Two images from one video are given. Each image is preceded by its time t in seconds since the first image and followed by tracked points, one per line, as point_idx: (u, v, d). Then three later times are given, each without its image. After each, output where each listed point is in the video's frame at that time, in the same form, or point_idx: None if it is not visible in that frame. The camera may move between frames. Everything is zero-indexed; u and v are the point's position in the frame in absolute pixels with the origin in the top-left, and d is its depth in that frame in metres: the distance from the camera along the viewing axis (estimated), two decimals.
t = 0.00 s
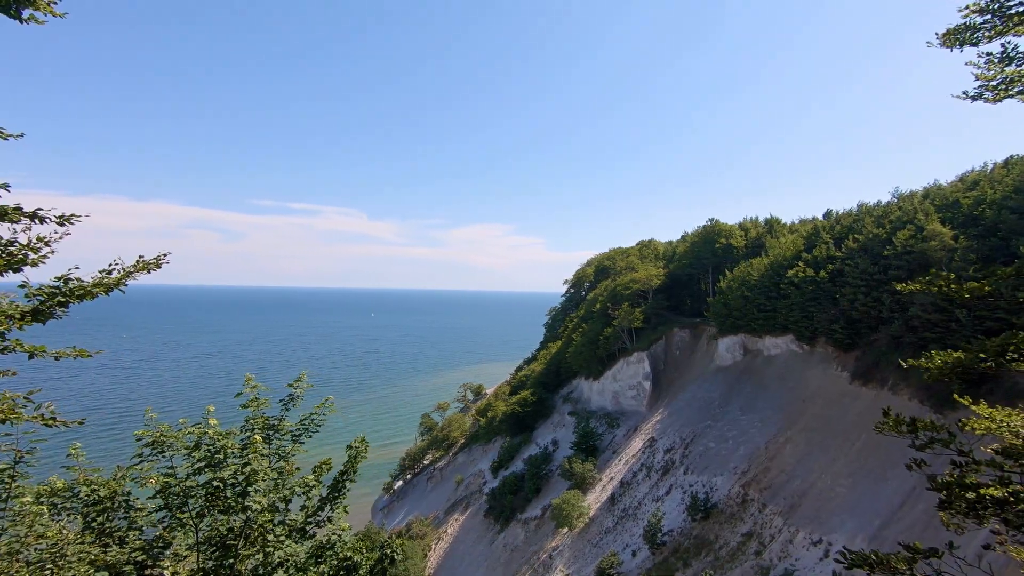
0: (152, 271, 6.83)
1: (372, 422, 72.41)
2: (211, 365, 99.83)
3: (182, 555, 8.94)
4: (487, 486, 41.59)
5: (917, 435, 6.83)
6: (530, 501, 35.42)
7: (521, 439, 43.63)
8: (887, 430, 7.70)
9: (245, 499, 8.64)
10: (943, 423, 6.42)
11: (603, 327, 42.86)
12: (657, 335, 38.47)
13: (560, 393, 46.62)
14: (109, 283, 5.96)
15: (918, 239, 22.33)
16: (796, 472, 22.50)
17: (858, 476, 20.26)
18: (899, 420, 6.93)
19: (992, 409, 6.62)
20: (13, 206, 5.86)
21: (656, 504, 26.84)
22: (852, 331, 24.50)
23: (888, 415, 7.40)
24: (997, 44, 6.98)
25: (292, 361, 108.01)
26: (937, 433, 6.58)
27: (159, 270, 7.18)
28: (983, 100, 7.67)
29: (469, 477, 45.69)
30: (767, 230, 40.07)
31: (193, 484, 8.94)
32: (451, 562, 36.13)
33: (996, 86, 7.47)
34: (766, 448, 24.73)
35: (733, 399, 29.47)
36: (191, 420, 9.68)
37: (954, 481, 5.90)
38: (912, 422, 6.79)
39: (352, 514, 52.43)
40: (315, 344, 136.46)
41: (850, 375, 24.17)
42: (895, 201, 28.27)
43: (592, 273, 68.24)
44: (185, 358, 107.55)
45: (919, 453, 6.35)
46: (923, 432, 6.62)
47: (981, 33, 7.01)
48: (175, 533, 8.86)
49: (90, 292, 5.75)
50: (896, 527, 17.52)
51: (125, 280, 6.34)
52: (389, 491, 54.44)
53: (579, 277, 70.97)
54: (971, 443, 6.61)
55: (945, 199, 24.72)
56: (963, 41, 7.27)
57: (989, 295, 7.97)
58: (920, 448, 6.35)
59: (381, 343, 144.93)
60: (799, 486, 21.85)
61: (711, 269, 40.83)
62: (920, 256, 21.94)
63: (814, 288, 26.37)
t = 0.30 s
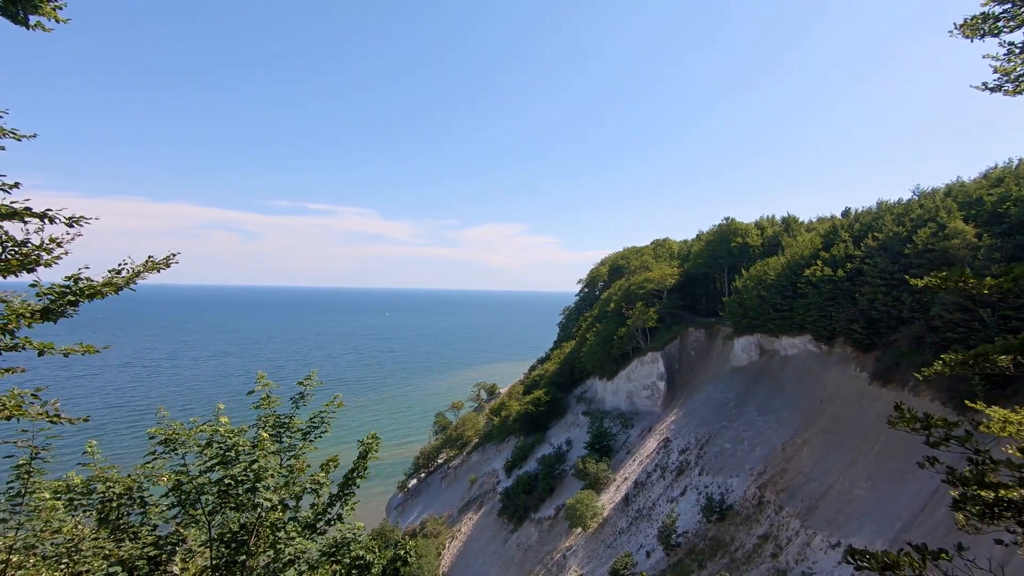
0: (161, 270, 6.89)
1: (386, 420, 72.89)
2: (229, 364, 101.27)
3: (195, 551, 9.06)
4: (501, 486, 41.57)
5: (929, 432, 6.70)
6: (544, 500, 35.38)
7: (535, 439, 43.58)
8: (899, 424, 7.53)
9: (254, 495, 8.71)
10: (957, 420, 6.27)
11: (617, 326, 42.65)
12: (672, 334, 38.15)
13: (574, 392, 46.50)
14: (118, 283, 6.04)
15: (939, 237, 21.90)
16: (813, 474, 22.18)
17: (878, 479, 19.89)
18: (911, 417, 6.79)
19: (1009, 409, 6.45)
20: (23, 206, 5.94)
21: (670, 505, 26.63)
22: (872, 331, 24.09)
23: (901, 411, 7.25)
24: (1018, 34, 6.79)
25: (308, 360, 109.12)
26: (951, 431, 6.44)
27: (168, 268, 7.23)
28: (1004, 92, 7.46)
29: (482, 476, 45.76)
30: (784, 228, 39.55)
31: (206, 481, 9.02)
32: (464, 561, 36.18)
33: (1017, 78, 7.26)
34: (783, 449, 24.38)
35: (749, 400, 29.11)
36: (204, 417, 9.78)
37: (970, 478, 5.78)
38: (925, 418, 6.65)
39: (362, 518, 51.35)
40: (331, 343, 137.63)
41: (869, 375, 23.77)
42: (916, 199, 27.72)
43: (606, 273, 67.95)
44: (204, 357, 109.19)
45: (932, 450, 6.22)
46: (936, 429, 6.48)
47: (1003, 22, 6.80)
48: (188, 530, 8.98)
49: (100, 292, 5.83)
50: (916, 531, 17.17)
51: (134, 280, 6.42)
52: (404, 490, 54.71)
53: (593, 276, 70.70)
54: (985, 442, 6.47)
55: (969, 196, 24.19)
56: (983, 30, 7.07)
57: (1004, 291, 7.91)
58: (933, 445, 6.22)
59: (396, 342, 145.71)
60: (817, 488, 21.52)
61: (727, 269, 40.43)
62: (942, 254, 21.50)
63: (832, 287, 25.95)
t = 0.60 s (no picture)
0: (172, 270, 6.94)
1: (402, 419, 73.25)
2: (247, 364, 102.63)
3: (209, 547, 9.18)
4: (516, 485, 41.54)
5: (947, 444, 6.58)
6: (558, 501, 35.27)
7: (549, 439, 43.48)
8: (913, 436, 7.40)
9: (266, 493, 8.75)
10: (976, 431, 6.16)
11: (632, 326, 42.38)
12: (688, 335, 37.77)
13: (589, 392, 46.31)
14: (129, 281, 6.11)
15: (963, 236, 21.43)
16: (833, 477, 21.81)
17: (900, 483, 19.48)
18: (928, 429, 6.65)
19: None
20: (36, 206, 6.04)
21: (686, 506, 26.37)
22: (893, 331, 23.63)
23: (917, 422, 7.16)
24: None
25: (325, 359, 110.18)
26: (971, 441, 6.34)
27: (179, 268, 7.31)
28: None
29: (497, 476, 45.77)
30: (802, 227, 38.93)
31: (220, 478, 9.09)
32: (479, 560, 36.22)
33: None
34: (802, 452, 24.01)
35: (767, 401, 28.71)
36: (219, 415, 9.86)
37: (990, 486, 5.69)
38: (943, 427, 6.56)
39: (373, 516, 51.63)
40: (347, 342, 138.71)
41: (890, 377, 23.29)
42: (940, 196, 27.10)
43: (621, 272, 67.55)
44: (224, 356, 110.99)
45: (951, 459, 6.14)
46: (954, 441, 6.36)
47: None
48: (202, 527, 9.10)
49: (111, 290, 5.90)
50: (938, 536, 16.77)
51: (145, 278, 6.48)
52: (419, 489, 54.95)
53: (608, 276, 70.32)
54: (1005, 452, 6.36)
55: (994, 193, 23.60)
56: (1003, 18, 6.85)
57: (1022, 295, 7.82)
58: (952, 454, 6.14)
59: (411, 342, 146.37)
60: (836, 491, 21.15)
61: (744, 268, 39.95)
62: (966, 252, 21.02)
63: (852, 287, 25.49)
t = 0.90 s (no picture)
0: (178, 269, 7.03)
1: (413, 419, 73.49)
2: (261, 363, 103.63)
3: (221, 544, 9.29)
4: (527, 485, 41.51)
5: (963, 446, 6.45)
6: (569, 501, 35.18)
7: (561, 439, 43.41)
8: (926, 436, 7.26)
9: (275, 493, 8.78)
10: (997, 435, 6.02)
11: (644, 327, 42.17)
12: (700, 335, 37.49)
13: (600, 393, 46.16)
14: (136, 280, 6.20)
15: (983, 235, 21.05)
16: (848, 479, 21.52)
17: (917, 486, 19.15)
18: (944, 430, 6.50)
19: None
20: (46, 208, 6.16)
21: (698, 508, 26.17)
22: (910, 332, 23.29)
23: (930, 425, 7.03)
24: None
25: (338, 359, 110.94)
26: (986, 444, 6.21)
27: (186, 267, 7.40)
28: None
29: (508, 476, 45.78)
30: (817, 227, 38.47)
31: (231, 477, 9.15)
32: (490, 560, 36.24)
33: None
34: (816, 453, 23.72)
35: (781, 402, 28.40)
36: (230, 414, 9.94)
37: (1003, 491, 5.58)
38: (957, 430, 6.43)
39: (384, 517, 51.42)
40: (360, 342, 139.53)
41: (907, 378, 22.94)
42: (958, 195, 26.65)
43: (633, 273, 67.23)
44: (238, 355, 112.27)
45: (964, 463, 6.01)
46: (971, 443, 6.23)
47: None
48: (213, 524, 9.19)
49: (118, 290, 6.00)
50: (957, 540, 16.47)
51: (152, 278, 6.56)
52: (430, 488, 55.10)
53: (620, 276, 70.03)
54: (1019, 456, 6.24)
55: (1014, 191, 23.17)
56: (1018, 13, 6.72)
57: None
58: (965, 458, 6.01)
59: (423, 342, 146.80)
60: (851, 494, 20.87)
61: (757, 268, 39.57)
62: (986, 252, 20.65)
63: (868, 287, 25.14)
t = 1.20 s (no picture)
0: (187, 268, 7.13)
1: (424, 418, 73.66)
2: (274, 362, 104.48)
3: (231, 540, 9.40)
4: (537, 485, 41.51)
5: (969, 446, 6.38)
6: (580, 501, 35.13)
7: (571, 439, 43.34)
8: (934, 436, 7.19)
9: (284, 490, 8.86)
10: (1004, 436, 5.96)
11: (655, 327, 41.95)
12: (712, 335, 37.22)
13: (611, 393, 46.02)
14: (145, 279, 6.31)
15: (1001, 234, 20.68)
16: (862, 482, 21.28)
17: (933, 489, 18.89)
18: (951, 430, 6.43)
19: None
20: (59, 209, 6.31)
21: (710, 509, 26.02)
22: (926, 333, 22.98)
23: (939, 425, 6.92)
24: None
25: (349, 358, 111.54)
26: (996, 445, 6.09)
27: (194, 266, 7.49)
28: None
29: (518, 476, 45.81)
30: (831, 226, 37.99)
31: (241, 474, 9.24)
32: (500, 559, 36.28)
33: None
34: (830, 455, 23.46)
35: (794, 404, 28.13)
36: (240, 411, 10.03)
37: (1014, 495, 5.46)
38: (967, 432, 6.31)
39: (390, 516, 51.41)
40: (371, 342, 140.10)
41: (923, 380, 22.64)
42: (976, 194, 26.19)
43: (644, 272, 66.88)
44: (252, 354, 113.28)
45: (972, 465, 5.90)
46: (978, 444, 6.16)
47: None
48: (224, 520, 9.31)
49: (129, 288, 6.12)
50: (974, 544, 16.22)
51: (161, 276, 6.67)
52: (441, 487, 55.24)
53: (632, 276, 69.68)
54: None
55: None
56: None
57: None
58: (974, 460, 5.91)
59: (434, 341, 147.11)
60: (866, 496, 20.63)
61: (770, 268, 39.18)
62: (1004, 251, 20.28)
63: (883, 287, 24.79)
